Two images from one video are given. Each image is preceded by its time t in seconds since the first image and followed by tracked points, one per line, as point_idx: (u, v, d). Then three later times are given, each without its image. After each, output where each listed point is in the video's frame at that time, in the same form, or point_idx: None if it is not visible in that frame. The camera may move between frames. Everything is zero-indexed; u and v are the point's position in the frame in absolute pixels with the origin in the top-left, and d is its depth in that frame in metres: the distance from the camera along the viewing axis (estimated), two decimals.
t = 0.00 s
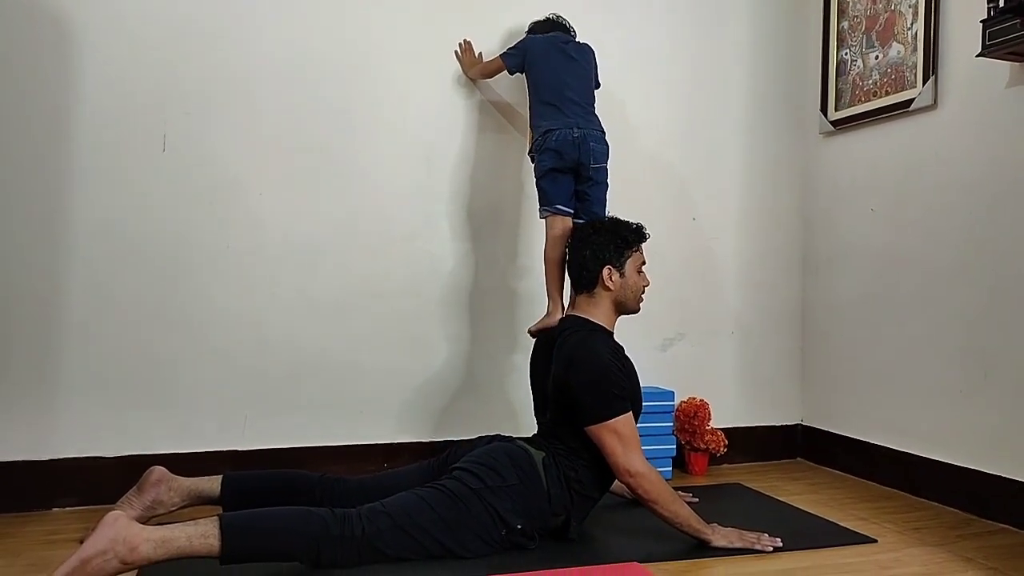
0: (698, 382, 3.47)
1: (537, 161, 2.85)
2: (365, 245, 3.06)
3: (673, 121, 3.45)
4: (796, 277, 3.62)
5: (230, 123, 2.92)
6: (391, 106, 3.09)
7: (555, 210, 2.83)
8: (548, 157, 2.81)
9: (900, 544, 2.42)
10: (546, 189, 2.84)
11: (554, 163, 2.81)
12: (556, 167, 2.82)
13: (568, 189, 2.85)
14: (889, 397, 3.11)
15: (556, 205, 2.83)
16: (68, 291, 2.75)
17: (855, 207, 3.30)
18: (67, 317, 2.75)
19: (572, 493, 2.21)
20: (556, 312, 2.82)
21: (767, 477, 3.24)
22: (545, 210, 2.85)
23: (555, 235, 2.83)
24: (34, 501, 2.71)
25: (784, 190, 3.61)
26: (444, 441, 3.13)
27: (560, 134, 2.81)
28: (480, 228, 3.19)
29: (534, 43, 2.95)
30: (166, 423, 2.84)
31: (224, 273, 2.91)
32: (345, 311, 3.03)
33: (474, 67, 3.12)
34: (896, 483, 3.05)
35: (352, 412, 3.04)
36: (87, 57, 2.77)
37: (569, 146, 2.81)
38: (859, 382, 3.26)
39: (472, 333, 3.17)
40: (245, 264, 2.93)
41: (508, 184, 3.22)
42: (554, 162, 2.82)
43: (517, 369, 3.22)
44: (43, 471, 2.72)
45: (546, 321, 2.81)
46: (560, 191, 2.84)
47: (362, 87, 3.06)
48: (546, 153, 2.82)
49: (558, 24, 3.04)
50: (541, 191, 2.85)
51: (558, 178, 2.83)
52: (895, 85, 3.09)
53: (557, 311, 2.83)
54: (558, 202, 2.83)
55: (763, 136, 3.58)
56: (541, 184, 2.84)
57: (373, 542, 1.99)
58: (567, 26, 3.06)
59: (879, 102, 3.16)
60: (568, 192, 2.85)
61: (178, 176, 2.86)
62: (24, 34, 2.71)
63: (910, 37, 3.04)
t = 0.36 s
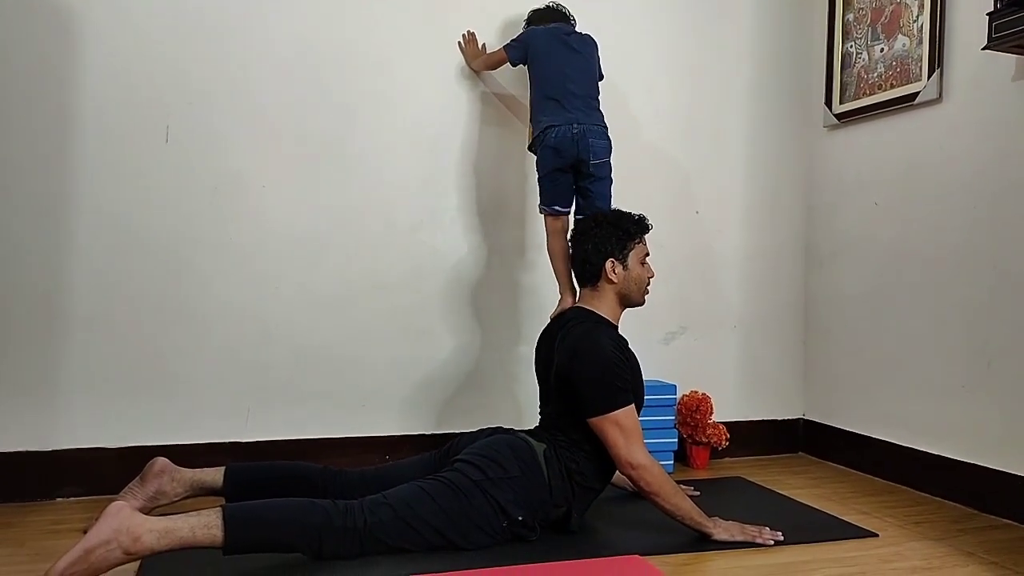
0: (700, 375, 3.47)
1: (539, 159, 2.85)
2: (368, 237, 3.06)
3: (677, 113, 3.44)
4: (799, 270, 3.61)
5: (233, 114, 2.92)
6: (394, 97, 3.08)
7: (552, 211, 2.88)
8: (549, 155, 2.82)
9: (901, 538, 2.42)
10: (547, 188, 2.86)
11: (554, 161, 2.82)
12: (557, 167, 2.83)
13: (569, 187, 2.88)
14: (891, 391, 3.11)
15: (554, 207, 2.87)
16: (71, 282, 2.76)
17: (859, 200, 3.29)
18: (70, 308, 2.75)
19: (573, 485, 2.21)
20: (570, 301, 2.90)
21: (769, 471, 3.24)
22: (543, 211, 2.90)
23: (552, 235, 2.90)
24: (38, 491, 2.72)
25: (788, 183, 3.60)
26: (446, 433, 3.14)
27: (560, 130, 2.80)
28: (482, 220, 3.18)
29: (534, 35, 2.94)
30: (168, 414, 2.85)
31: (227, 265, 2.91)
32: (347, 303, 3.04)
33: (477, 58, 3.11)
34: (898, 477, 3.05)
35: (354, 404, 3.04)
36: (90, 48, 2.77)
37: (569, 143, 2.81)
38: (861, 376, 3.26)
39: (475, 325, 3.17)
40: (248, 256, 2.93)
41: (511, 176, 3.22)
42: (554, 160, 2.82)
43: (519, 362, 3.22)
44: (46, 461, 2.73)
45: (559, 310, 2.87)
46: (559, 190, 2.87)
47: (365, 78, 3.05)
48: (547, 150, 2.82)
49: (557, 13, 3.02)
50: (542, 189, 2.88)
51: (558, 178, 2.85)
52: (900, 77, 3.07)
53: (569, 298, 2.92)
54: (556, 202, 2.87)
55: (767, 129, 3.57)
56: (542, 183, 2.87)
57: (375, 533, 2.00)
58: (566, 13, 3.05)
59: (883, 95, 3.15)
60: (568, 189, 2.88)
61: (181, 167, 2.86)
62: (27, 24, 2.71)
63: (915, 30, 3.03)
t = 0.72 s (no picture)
0: (700, 372, 3.48)
1: (533, 158, 2.85)
2: (368, 233, 3.06)
3: (678, 109, 3.43)
4: (799, 268, 3.61)
5: (234, 109, 2.92)
6: (394, 93, 3.08)
7: (551, 209, 2.88)
8: (544, 154, 2.82)
9: (901, 535, 2.42)
10: (543, 187, 2.86)
11: (549, 159, 2.82)
12: (551, 165, 2.83)
13: (564, 184, 2.87)
14: (890, 389, 3.11)
15: (551, 203, 2.87)
16: (71, 277, 2.76)
17: (859, 197, 3.29)
18: (69, 303, 2.75)
19: (573, 481, 2.21)
20: (570, 297, 2.91)
21: (768, 468, 3.24)
22: (541, 209, 2.90)
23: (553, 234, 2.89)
24: (37, 486, 2.72)
25: (789, 181, 3.59)
26: (446, 430, 3.14)
27: (553, 129, 2.81)
28: (482, 217, 3.18)
29: (535, 30, 2.93)
30: (168, 410, 2.85)
31: (226, 260, 2.91)
32: (347, 298, 3.04)
33: (478, 54, 3.12)
34: (897, 475, 3.05)
35: (354, 400, 3.04)
36: (90, 43, 2.76)
37: (562, 141, 2.81)
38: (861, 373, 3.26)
39: (474, 321, 3.17)
40: (248, 251, 2.93)
41: (511, 173, 3.21)
42: (549, 159, 2.82)
43: (519, 358, 3.22)
44: (45, 456, 2.73)
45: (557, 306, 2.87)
46: (555, 189, 2.86)
47: (365, 73, 3.05)
48: (540, 148, 2.82)
49: (559, 5, 2.99)
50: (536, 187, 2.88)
51: (553, 175, 2.85)
52: (901, 75, 3.07)
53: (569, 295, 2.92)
54: (553, 199, 2.86)
55: (768, 126, 3.56)
56: (537, 180, 2.86)
57: (375, 529, 2.00)
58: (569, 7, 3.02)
59: (884, 92, 3.15)
60: (563, 187, 2.87)
61: (180, 162, 2.86)
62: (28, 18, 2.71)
63: (917, 27, 3.02)
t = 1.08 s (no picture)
0: (696, 369, 3.48)
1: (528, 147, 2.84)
2: (364, 230, 3.05)
3: (674, 106, 3.43)
4: (795, 265, 3.61)
5: (230, 106, 2.91)
6: (391, 89, 3.07)
7: (544, 200, 2.88)
8: (539, 143, 2.81)
9: (896, 531, 2.43)
10: (538, 177, 2.85)
11: (544, 149, 2.81)
12: (548, 155, 2.82)
13: (558, 175, 2.87)
14: (887, 385, 3.11)
15: (545, 195, 2.87)
16: (68, 274, 2.75)
17: (856, 194, 3.29)
18: (65, 301, 2.75)
19: (569, 476, 2.21)
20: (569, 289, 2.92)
21: (765, 464, 3.25)
22: (535, 200, 2.89)
23: (547, 225, 2.88)
24: (33, 484, 2.72)
25: (786, 177, 3.60)
26: (443, 426, 3.14)
27: (549, 120, 2.80)
28: (479, 213, 3.18)
29: (529, 23, 2.92)
30: (165, 407, 2.85)
31: (222, 257, 2.90)
32: (344, 295, 3.03)
33: (474, 49, 3.11)
34: (893, 472, 3.06)
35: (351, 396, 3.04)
36: (85, 39, 2.75)
37: (559, 131, 2.80)
38: (857, 370, 3.27)
39: (471, 318, 3.17)
40: (244, 248, 2.93)
41: (508, 169, 3.21)
42: (545, 149, 2.81)
43: (515, 355, 3.22)
44: (41, 454, 2.73)
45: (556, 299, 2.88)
46: (549, 178, 2.86)
47: (362, 70, 3.04)
48: (536, 138, 2.81)
49: None
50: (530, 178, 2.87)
51: (548, 165, 2.84)
52: (898, 72, 3.07)
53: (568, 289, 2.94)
54: (546, 190, 2.86)
55: (765, 123, 3.56)
56: (532, 171, 2.85)
57: (371, 527, 2.01)
58: None
59: (881, 89, 3.14)
60: (557, 177, 2.87)
61: (176, 159, 2.85)
62: (23, 15, 2.69)
63: (913, 24, 3.02)
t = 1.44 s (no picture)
0: (697, 370, 3.48)
1: (532, 146, 2.83)
2: (364, 232, 3.06)
3: (673, 107, 3.43)
4: (795, 265, 3.62)
5: (229, 109, 2.91)
6: (390, 92, 3.08)
7: (551, 197, 2.86)
8: (543, 142, 2.79)
9: (897, 531, 2.43)
10: (543, 175, 2.83)
11: (549, 147, 2.80)
12: (552, 153, 2.81)
13: (563, 174, 2.85)
14: (887, 385, 3.12)
15: (552, 191, 2.85)
16: (68, 278, 2.75)
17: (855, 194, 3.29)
18: (65, 304, 2.75)
19: (571, 479, 2.22)
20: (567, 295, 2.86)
21: (766, 464, 3.25)
22: (541, 197, 2.86)
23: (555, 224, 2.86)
24: (34, 487, 2.72)
25: (784, 177, 3.60)
26: (443, 428, 3.14)
27: (553, 119, 2.80)
28: (479, 215, 3.19)
29: (525, 24, 2.92)
30: (165, 410, 2.85)
31: (222, 260, 2.91)
32: (344, 298, 3.04)
33: (472, 52, 3.12)
34: (893, 472, 3.06)
35: (351, 398, 3.05)
36: (84, 43, 2.75)
37: (564, 131, 2.80)
38: (858, 369, 3.27)
39: (471, 319, 3.17)
40: (243, 250, 2.93)
41: (507, 170, 3.22)
42: (549, 147, 2.80)
43: (516, 356, 3.22)
44: (42, 457, 2.73)
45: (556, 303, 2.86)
46: (555, 176, 2.84)
47: (361, 72, 3.05)
48: (540, 138, 2.80)
49: None
50: (535, 176, 2.84)
51: (552, 164, 2.83)
52: (897, 72, 3.07)
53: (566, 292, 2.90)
54: (554, 187, 2.84)
55: (763, 123, 3.56)
56: (537, 169, 2.83)
57: (372, 529, 2.01)
58: None
59: (880, 88, 3.15)
60: (563, 175, 2.85)
61: (175, 162, 2.86)
62: (23, 19, 2.70)
63: (912, 24, 3.03)
